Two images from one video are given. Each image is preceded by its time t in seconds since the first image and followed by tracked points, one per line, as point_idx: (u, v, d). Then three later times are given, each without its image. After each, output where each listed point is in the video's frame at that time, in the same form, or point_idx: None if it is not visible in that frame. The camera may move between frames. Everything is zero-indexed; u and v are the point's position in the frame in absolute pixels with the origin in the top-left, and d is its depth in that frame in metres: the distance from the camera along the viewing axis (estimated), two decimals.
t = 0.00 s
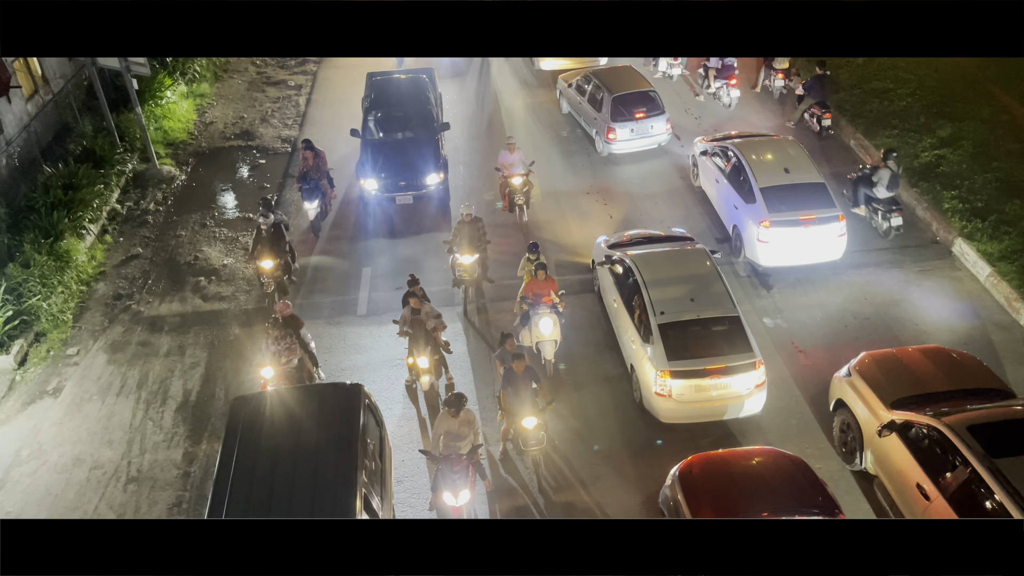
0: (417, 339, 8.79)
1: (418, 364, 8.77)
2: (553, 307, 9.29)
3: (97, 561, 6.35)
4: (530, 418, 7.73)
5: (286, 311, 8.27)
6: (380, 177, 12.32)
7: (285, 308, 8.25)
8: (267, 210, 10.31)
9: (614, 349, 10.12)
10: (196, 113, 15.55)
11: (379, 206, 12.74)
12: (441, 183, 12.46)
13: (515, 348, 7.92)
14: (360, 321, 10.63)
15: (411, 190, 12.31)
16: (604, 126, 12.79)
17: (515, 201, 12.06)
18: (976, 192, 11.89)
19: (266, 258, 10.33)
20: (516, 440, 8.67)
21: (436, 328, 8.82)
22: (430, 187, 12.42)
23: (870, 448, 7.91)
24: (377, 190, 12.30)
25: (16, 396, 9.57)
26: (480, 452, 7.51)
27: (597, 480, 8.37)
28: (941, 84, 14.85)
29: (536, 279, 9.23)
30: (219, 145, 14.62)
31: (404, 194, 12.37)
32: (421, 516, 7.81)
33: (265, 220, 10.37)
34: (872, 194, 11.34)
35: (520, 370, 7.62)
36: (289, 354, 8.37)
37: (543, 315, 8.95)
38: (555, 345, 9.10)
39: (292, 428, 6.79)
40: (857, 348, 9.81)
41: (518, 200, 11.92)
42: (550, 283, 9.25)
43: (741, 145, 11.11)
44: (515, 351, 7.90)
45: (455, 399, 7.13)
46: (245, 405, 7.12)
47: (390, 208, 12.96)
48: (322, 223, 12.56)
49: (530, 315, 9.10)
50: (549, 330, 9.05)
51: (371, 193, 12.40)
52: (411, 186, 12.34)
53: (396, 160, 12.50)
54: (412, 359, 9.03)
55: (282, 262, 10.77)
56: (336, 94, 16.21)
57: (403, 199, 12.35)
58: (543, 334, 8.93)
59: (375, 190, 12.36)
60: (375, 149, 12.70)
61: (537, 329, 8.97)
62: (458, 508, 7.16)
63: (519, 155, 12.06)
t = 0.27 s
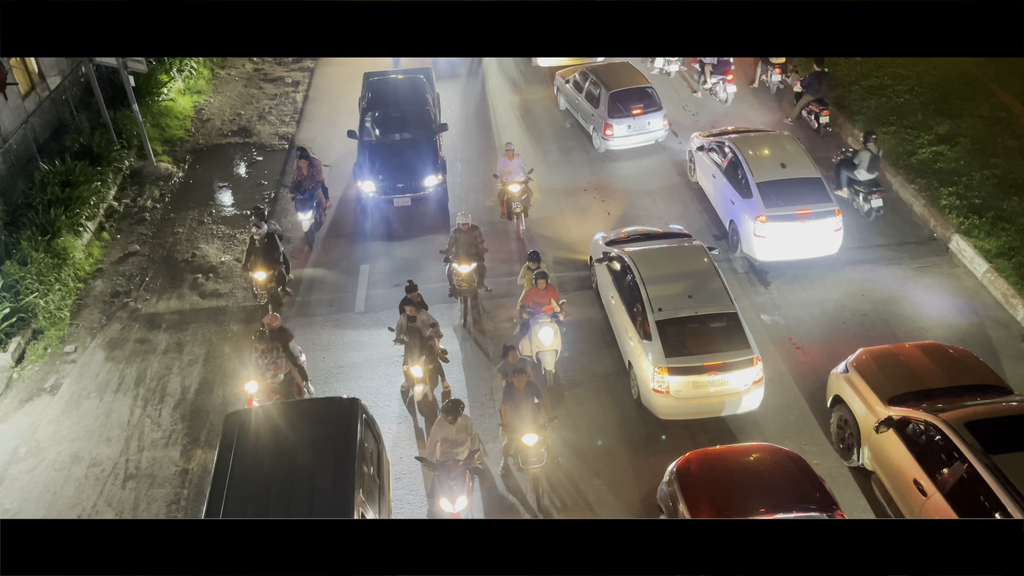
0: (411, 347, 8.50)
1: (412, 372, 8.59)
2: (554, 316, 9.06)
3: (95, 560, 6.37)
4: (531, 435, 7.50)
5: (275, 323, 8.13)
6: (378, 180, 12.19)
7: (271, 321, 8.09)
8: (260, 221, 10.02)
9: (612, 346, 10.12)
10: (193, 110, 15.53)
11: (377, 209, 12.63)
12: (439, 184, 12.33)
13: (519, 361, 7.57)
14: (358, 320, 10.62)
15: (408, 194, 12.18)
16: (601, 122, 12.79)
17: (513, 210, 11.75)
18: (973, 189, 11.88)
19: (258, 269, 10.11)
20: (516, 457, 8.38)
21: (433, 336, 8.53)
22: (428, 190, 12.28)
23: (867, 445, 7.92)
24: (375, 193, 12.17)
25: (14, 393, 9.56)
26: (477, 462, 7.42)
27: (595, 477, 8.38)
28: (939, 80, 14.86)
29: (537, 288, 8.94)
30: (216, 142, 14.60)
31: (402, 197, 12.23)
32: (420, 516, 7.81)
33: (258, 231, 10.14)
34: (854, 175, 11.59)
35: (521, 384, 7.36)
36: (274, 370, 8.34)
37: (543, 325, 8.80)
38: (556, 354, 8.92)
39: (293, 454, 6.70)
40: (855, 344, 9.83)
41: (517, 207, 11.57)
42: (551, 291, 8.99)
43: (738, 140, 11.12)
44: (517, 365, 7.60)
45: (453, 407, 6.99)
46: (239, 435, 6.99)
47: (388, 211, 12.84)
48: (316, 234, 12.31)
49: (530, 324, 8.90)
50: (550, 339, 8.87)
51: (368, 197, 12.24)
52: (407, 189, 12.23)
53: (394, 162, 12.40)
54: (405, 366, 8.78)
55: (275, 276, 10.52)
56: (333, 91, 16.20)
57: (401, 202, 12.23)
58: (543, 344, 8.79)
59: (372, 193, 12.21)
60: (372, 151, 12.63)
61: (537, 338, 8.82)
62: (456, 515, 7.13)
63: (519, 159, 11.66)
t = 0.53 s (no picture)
0: (404, 361, 8.41)
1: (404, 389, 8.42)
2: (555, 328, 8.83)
3: (94, 560, 6.36)
4: (529, 458, 7.25)
5: (261, 342, 7.87)
6: (375, 185, 12.19)
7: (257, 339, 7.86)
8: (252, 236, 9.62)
9: (610, 345, 10.13)
10: (190, 109, 15.52)
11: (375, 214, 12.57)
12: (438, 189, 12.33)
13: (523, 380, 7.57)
14: (355, 320, 10.62)
15: (406, 198, 12.17)
16: (599, 121, 12.80)
17: (511, 222, 11.32)
18: (971, 189, 11.88)
19: (252, 285, 9.70)
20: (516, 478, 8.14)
21: (426, 350, 8.45)
22: (426, 194, 12.27)
23: (864, 443, 7.94)
24: (372, 198, 12.18)
25: (11, 393, 9.55)
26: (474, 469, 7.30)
27: (593, 476, 8.38)
28: (935, 79, 14.90)
29: (538, 300, 8.72)
30: (213, 142, 14.60)
31: (400, 202, 12.22)
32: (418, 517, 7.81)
33: (250, 245, 9.73)
34: (834, 162, 11.83)
35: (521, 407, 7.20)
36: (258, 391, 7.85)
37: (544, 340, 8.61)
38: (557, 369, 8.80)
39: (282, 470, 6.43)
40: (851, 342, 9.85)
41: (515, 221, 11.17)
42: (553, 303, 8.75)
43: (735, 138, 11.13)
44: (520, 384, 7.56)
45: (449, 416, 6.85)
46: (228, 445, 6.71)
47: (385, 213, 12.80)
48: (309, 249, 11.99)
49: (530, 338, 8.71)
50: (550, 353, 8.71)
51: (366, 201, 12.25)
52: (406, 194, 12.20)
53: (392, 167, 12.39)
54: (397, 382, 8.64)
55: (268, 290, 10.13)
56: (330, 91, 16.20)
57: (399, 206, 12.21)
58: (544, 359, 8.62)
59: (370, 198, 12.21)
60: (370, 156, 12.63)
61: (537, 354, 8.65)
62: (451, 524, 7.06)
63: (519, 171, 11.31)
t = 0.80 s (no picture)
0: (398, 381, 7.97)
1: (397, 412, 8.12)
2: (556, 344, 8.73)
3: (91, 563, 6.36)
4: (528, 486, 6.80)
5: (248, 365, 7.54)
6: (374, 195, 12.15)
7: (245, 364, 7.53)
8: (246, 253, 9.30)
9: (609, 348, 10.12)
10: (189, 112, 15.54)
11: (374, 223, 12.53)
12: (437, 200, 12.30)
13: (527, 404, 6.93)
14: (354, 323, 10.63)
15: (406, 207, 12.14)
16: (598, 123, 12.82)
17: (508, 238, 11.20)
18: (970, 192, 11.90)
19: (245, 303, 9.44)
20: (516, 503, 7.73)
21: (421, 369, 8.09)
22: (425, 204, 12.24)
23: (864, 446, 7.93)
24: (372, 208, 12.13)
25: (10, 396, 9.54)
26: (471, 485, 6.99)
27: (593, 479, 8.37)
28: (933, 82, 14.92)
29: (539, 317, 8.60)
30: (212, 144, 14.61)
31: (400, 211, 12.17)
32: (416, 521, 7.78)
33: (244, 263, 9.40)
34: (818, 151, 12.19)
35: (520, 434, 6.76)
36: (242, 417, 7.59)
37: (546, 356, 8.48)
38: (559, 385, 8.72)
39: (277, 517, 6.09)
40: (850, 345, 9.85)
41: (512, 236, 11.04)
42: (554, 320, 8.63)
43: (733, 140, 11.14)
44: (523, 407, 6.96)
45: (444, 431, 6.56)
46: (218, 488, 6.39)
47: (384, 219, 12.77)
48: (305, 267, 11.72)
49: (532, 354, 8.58)
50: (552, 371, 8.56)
51: (365, 210, 12.20)
52: (406, 203, 12.15)
53: (391, 176, 12.35)
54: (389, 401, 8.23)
55: (262, 308, 9.80)
56: (330, 94, 16.22)
57: (399, 215, 12.17)
58: (546, 376, 8.50)
59: (369, 207, 12.18)
60: (369, 164, 12.61)
61: (539, 371, 8.52)
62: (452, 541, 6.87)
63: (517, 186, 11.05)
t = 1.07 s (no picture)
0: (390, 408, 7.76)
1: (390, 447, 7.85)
2: (558, 362, 8.71)
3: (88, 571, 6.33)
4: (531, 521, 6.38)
5: (233, 396, 7.31)
6: (373, 205, 12.16)
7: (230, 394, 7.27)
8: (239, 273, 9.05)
9: (609, 353, 10.13)
10: (189, 118, 15.55)
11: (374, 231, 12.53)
12: (437, 210, 12.30)
13: (530, 433, 6.38)
14: (354, 331, 10.62)
15: (405, 218, 12.13)
16: (597, 129, 12.84)
17: (508, 253, 11.16)
18: (967, 197, 11.89)
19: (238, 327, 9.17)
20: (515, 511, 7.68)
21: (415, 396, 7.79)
22: (425, 215, 12.24)
23: (863, 451, 7.92)
24: (371, 218, 12.13)
25: (8, 402, 9.53)
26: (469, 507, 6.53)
27: (592, 485, 8.35)
28: (932, 87, 14.97)
29: (541, 335, 8.53)
30: (213, 151, 14.63)
31: (399, 221, 12.18)
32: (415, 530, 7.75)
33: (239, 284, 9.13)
34: (802, 145, 12.39)
35: (521, 465, 6.23)
36: (228, 448, 7.43)
37: (547, 375, 8.47)
38: (561, 405, 8.63)
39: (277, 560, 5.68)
40: (849, 350, 9.86)
41: (511, 254, 10.95)
42: (556, 338, 8.59)
43: (732, 145, 11.14)
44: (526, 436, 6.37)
45: (439, 450, 6.14)
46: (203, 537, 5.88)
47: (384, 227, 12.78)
48: (301, 288, 11.52)
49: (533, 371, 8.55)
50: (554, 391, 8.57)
51: (364, 221, 12.20)
52: (405, 213, 12.16)
53: (391, 187, 12.36)
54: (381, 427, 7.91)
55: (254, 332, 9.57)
56: (330, 100, 16.27)
57: (399, 225, 12.17)
58: (548, 396, 8.47)
59: (369, 217, 12.18)
60: (369, 173, 12.62)
61: (540, 391, 8.49)
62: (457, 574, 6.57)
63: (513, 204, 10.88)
